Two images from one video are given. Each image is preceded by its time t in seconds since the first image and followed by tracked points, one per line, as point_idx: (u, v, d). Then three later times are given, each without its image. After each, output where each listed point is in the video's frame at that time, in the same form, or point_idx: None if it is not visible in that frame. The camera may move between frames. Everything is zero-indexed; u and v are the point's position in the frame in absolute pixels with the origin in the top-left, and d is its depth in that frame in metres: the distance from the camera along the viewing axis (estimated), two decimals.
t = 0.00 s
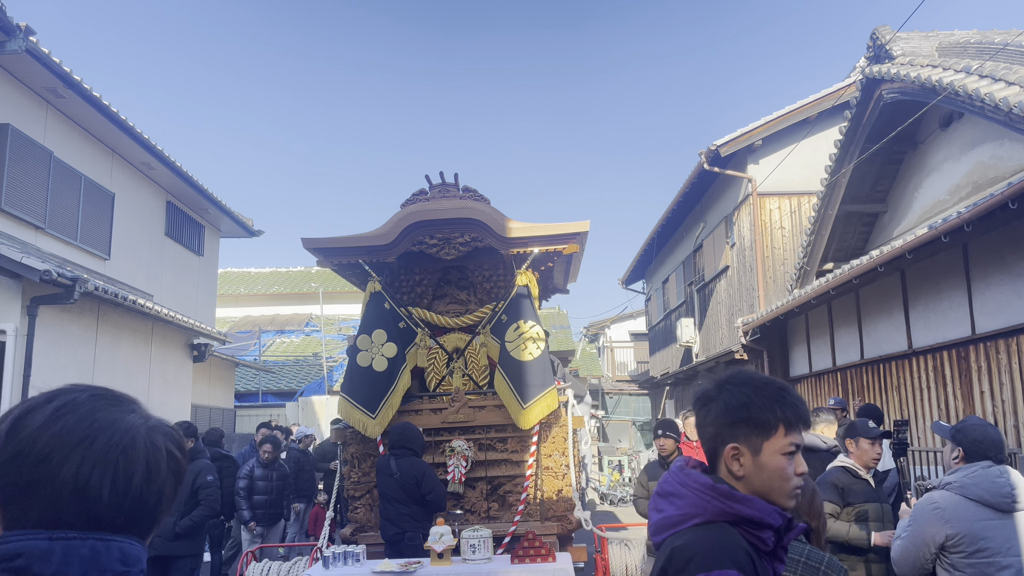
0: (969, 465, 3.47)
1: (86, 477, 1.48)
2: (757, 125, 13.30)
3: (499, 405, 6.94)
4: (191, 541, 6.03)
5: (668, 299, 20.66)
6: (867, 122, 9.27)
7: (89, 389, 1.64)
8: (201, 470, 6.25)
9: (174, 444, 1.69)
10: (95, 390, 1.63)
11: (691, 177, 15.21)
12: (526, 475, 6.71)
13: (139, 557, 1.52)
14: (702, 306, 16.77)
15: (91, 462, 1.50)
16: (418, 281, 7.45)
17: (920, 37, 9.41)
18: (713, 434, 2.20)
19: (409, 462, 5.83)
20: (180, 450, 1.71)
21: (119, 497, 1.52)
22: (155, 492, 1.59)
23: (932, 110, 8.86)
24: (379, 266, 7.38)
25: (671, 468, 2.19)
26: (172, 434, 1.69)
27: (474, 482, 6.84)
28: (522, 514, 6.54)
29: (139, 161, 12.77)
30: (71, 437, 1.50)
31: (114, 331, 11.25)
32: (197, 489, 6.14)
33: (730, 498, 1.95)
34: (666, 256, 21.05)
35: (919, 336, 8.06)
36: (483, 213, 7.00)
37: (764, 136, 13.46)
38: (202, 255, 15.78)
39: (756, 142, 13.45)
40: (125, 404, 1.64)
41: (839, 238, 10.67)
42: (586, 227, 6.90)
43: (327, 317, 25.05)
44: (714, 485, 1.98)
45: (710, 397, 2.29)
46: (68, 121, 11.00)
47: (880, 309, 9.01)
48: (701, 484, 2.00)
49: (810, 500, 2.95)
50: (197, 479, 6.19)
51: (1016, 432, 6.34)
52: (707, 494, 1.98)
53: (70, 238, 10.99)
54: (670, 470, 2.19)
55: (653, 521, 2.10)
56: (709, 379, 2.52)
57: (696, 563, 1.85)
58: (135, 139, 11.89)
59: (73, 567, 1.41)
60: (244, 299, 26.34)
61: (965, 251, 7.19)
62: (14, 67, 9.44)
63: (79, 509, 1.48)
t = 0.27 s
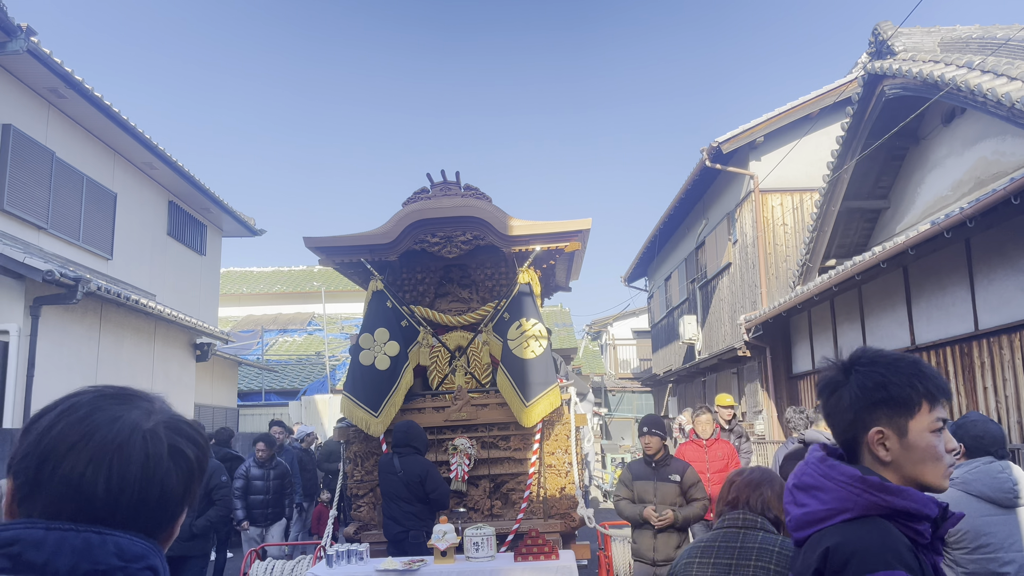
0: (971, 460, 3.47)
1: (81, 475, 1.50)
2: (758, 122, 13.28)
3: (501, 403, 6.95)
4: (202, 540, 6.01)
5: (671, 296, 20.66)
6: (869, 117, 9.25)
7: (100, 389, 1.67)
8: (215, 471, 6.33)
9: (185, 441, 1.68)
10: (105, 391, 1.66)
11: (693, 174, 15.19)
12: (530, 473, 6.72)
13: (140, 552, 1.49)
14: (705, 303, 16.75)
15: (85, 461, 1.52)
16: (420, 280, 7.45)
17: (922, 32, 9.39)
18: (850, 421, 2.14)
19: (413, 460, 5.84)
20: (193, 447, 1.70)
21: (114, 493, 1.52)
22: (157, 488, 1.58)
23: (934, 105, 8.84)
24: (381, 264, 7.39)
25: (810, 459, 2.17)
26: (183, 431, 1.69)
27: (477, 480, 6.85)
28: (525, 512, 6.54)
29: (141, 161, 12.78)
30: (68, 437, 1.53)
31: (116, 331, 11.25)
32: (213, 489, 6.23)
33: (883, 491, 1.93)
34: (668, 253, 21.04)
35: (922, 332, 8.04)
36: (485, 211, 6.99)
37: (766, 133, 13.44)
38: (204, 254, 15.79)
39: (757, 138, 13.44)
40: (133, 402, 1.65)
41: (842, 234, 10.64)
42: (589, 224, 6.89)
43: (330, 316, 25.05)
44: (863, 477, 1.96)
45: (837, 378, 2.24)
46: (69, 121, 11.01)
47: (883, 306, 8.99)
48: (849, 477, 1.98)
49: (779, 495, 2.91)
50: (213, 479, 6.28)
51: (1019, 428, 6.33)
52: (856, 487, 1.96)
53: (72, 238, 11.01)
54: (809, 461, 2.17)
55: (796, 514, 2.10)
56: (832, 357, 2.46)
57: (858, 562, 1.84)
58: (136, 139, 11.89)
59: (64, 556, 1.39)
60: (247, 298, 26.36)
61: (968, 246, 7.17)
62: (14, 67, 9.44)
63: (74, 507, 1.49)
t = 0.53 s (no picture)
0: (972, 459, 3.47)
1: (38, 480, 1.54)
2: (759, 120, 13.28)
3: (503, 402, 6.95)
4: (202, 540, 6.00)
5: (673, 295, 20.65)
6: (870, 115, 9.25)
7: (69, 393, 1.70)
8: (217, 471, 6.28)
9: (154, 440, 1.68)
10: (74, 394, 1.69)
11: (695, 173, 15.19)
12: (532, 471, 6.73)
13: (104, 554, 1.49)
14: (706, 301, 16.75)
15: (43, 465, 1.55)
16: (422, 279, 7.45)
17: (924, 30, 9.38)
18: (969, 412, 2.06)
19: (416, 460, 5.85)
20: (164, 445, 1.71)
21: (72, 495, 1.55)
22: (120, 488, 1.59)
23: (936, 103, 8.83)
24: (383, 264, 7.39)
25: (922, 451, 2.13)
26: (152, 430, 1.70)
27: (479, 479, 6.85)
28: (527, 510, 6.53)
29: (143, 161, 12.79)
30: (26, 444, 1.57)
31: (119, 331, 11.27)
32: (219, 488, 6.23)
33: (1008, 484, 1.90)
34: (670, 252, 21.03)
35: (924, 330, 8.04)
36: (486, 210, 6.99)
37: (767, 131, 13.43)
38: (207, 254, 15.81)
39: (759, 136, 13.43)
40: (97, 404, 1.67)
41: (844, 232, 10.64)
42: (590, 223, 6.89)
43: (332, 315, 25.09)
44: (988, 470, 1.93)
45: (952, 370, 2.16)
46: (71, 122, 11.02)
47: (885, 304, 8.99)
48: (974, 470, 1.95)
49: (762, 497, 2.89)
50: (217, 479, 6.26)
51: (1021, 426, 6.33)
52: (980, 479, 1.93)
53: (75, 239, 11.03)
54: (921, 453, 2.13)
55: (910, 507, 2.07)
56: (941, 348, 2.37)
57: (992, 556, 1.80)
58: (138, 139, 11.90)
59: (22, 559, 1.42)
60: (249, 298, 26.40)
61: (970, 244, 7.16)
62: (16, 68, 9.45)
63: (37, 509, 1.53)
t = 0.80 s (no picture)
0: (973, 458, 3.46)
1: None
2: (760, 119, 13.28)
3: (505, 402, 6.96)
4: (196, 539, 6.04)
5: (674, 294, 20.65)
6: (872, 114, 9.23)
7: None
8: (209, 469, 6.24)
9: (70, 431, 1.58)
10: None
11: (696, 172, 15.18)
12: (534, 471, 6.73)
13: (14, 546, 1.40)
14: (708, 300, 16.74)
15: None
16: (423, 279, 7.46)
17: (925, 28, 9.37)
18: None
19: (416, 459, 5.86)
20: (92, 434, 1.61)
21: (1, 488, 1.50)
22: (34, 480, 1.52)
23: (937, 101, 8.82)
24: (384, 263, 7.39)
25: None
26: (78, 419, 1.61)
27: (481, 479, 6.86)
28: (529, 510, 6.53)
29: (144, 161, 12.80)
30: None
31: (121, 331, 11.28)
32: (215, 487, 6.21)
33: None
34: (672, 251, 21.02)
35: (925, 329, 8.04)
36: (487, 210, 6.99)
37: (768, 130, 13.44)
38: (208, 254, 15.82)
39: (760, 135, 13.43)
40: (10, 390, 1.58)
41: (845, 231, 10.64)
42: (591, 222, 6.89)
43: (334, 314, 25.10)
44: None
45: None
46: (73, 122, 11.04)
47: (886, 302, 8.98)
48: None
49: (755, 502, 2.93)
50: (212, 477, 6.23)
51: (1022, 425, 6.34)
52: None
53: (77, 239, 11.04)
54: None
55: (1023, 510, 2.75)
56: None
57: None
58: (140, 139, 11.92)
59: None
60: (251, 298, 26.41)
61: (972, 242, 7.16)
62: (18, 69, 9.47)
63: None
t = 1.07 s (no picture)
0: (974, 457, 3.46)
1: None
2: (761, 119, 13.29)
3: (506, 401, 6.96)
4: (194, 540, 6.04)
5: (675, 294, 20.65)
6: (873, 113, 9.23)
7: None
8: (203, 471, 6.18)
9: None
10: None
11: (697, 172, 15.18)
12: (536, 471, 6.73)
13: None
14: (709, 300, 16.74)
15: None
16: (424, 279, 7.46)
17: (926, 28, 9.37)
18: None
19: (414, 460, 5.87)
20: (16, 439, 1.79)
21: None
22: None
23: (938, 101, 8.82)
24: (385, 263, 7.40)
25: None
26: None
27: (482, 479, 6.86)
28: (530, 510, 6.53)
29: (146, 161, 12.82)
30: None
31: (122, 331, 11.29)
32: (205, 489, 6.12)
33: None
34: (673, 251, 21.01)
35: (927, 328, 8.04)
36: (488, 210, 6.99)
37: (769, 130, 13.44)
38: (209, 254, 15.82)
39: (761, 135, 13.43)
40: None
41: (847, 230, 10.63)
42: (592, 222, 6.89)
43: (335, 314, 25.11)
44: None
45: None
46: (74, 122, 11.05)
47: (888, 302, 8.98)
48: None
49: (752, 505, 2.92)
50: (204, 479, 6.16)
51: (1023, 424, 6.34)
52: None
53: (78, 239, 11.05)
54: None
55: None
56: None
57: None
58: (141, 140, 11.93)
59: None
60: (252, 298, 26.43)
61: (973, 242, 7.15)
62: (19, 69, 9.48)
63: None
